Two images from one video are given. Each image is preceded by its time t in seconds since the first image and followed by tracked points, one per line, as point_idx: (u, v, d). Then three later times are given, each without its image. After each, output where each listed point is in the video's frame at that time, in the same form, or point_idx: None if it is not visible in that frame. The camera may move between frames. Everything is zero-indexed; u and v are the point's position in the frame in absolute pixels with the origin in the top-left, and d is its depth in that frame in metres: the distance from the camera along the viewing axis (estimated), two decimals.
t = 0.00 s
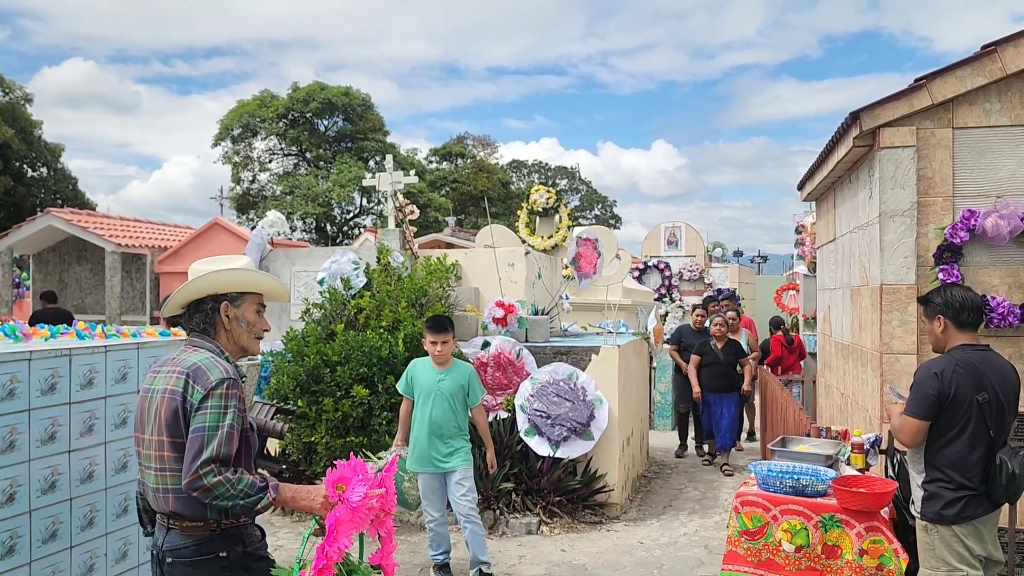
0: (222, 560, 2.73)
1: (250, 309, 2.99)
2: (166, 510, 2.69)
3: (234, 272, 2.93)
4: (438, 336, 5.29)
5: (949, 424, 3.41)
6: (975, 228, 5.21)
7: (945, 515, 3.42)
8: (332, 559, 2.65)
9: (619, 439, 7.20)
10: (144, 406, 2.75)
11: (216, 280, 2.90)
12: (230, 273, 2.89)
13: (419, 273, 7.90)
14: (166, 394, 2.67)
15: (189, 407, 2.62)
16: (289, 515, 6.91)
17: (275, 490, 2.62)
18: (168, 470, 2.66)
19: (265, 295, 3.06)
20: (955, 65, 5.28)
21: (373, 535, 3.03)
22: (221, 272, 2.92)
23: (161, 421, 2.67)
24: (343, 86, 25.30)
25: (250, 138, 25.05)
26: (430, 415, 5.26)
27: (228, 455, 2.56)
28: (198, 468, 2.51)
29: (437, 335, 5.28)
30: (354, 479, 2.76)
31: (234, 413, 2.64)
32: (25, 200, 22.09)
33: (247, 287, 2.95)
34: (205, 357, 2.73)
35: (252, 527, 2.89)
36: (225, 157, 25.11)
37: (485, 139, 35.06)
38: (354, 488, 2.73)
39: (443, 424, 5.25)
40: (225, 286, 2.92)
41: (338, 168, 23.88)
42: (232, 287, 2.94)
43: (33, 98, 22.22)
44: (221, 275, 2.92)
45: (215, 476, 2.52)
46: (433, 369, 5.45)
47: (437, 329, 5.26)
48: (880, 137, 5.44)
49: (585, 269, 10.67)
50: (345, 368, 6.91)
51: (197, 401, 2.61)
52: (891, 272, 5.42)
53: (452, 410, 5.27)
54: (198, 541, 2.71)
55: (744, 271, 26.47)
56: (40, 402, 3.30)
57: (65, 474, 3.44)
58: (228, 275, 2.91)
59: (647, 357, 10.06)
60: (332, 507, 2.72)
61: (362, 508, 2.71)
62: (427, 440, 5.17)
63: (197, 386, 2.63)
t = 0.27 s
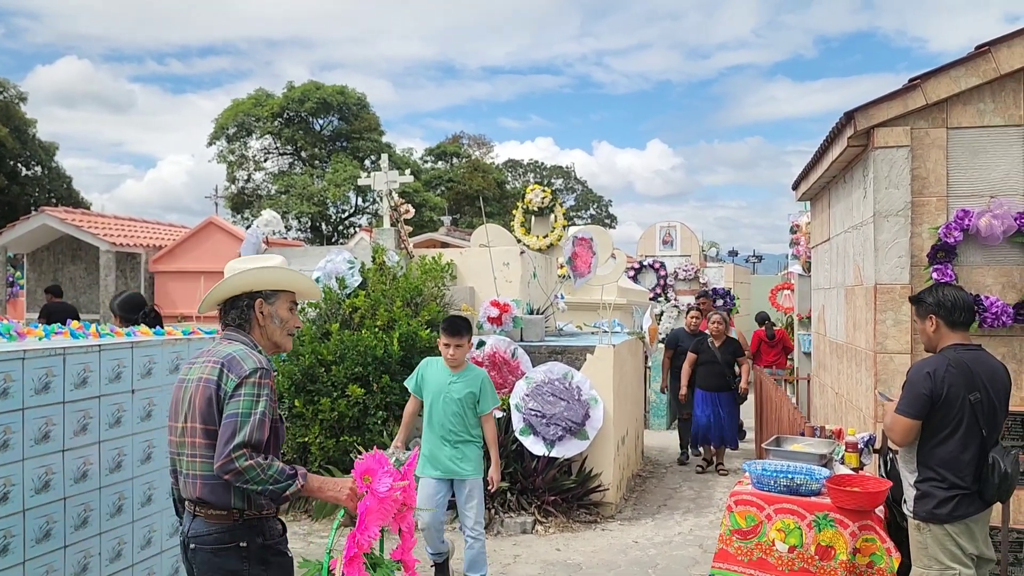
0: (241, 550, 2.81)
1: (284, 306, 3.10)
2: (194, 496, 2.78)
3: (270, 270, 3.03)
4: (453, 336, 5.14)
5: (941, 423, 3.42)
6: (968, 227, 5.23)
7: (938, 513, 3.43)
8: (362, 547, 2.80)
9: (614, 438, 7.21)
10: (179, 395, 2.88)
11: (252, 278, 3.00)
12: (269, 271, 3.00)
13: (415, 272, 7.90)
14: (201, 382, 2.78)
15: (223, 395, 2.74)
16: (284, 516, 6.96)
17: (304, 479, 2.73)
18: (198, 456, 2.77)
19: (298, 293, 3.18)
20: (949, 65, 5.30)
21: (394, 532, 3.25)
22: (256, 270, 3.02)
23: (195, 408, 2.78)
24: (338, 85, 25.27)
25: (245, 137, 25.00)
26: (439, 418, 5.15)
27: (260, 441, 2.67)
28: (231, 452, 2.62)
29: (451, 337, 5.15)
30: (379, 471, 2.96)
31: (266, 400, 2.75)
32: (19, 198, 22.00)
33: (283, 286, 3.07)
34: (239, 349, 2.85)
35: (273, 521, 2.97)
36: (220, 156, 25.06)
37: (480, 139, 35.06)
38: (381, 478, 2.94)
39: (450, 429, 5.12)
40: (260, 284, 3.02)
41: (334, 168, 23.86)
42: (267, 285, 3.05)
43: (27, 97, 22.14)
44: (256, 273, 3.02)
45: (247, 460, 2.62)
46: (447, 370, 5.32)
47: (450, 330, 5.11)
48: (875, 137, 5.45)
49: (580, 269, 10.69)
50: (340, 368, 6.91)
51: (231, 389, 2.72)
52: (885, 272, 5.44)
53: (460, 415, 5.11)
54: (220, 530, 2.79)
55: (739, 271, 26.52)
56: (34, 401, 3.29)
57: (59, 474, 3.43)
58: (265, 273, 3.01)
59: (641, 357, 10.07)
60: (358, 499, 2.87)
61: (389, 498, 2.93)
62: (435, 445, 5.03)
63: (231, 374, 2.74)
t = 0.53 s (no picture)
0: (268, 542, 2.92)
1: (305, 307, 3.16)
2: (225, 489, 2.91)
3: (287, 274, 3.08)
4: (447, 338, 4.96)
5: (936, 422, 3.43)
6: (964, 226, 5.24)
7: (932, 511, 3.44)
8: (368, 526, 2.77)
9: (611, 437, 7.21)
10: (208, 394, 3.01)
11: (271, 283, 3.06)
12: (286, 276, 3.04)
13: (412, 271, 7.90)
14: (223, 379, 2.89)
15: (242, 390, 2.83)
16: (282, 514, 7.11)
17: (316, 466, 2.78)
18: (224, 450, 2.88)
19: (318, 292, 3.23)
20: (945, 64, 5.31)
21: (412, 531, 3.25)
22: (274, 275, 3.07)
23: (219, 404, 2.89)
24: (336, 83, 25.24)
25: (242, 135, 24.96)
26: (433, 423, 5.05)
27: (274, 431, 2.74)
28: (245, 441, 2.70)
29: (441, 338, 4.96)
30: (394, 459, 2.99)
31: (281, 393, 2.83)
32: (15, 196, 21.94)
33: (302, 287, 3.12)
34: (259, 346, 2.95)
35: (302, 514, 3.06)
36: (217, 154, 25.02)
37: (478, 137, 35.04)
38: (394, 465, 2.96)
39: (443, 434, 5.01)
40: (280, 288, 3.08)
41: (331, 166, 23.83)
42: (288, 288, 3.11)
43: (24, 94, 22.09)
44: (274, 277, 3.07)
45: (260, 449, 2.69)
46: (442, 374, 5.20)
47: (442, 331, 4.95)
48: (871, 136, 5.46)
49: (577, 267, 10.69)
50: (337, 366, 6.90)
51: (248, 383, 2.81)
52: (882, 270, 5.44)
53: (450, 420, 5.00)
54: (248, 523, 2.91)
55: (736, 269, 26.53)
56: (30, 399, 3.29)
57: (55, 472, 3.43)
58: (282, 278, 3.06)
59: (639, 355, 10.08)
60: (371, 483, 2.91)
61: (401, 485, 2.91)
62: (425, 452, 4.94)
63: (248, 369, 2.84)
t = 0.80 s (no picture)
0: (289, 529, 3.05)
1: (334, 304, 3.26)
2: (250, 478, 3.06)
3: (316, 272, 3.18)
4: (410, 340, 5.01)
5: (935, 420, 3.43)
6: (964, 225, 5.24)
7: (931, 510, 3.44)
8: (384, 511, 2.75)
9: (610, 435, 7.22)
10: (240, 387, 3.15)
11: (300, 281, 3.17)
12: (315, 273, 3.15)
13: (412, 269, 7.90)
14: (252, 371, 3.03)
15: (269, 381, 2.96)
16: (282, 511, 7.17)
17: (337, 451, 2.82)
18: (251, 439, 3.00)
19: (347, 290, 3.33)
20: (945, 62, 5.31)
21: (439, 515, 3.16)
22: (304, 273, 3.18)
23: (248, 395, 3.03)
24: (336, 82, 25.22)
25: (242, 133, 24.94)
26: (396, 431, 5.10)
27: (296, 418, 2.85)
28: (269, 428, 2.80)
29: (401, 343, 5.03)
30: (412, 444, 2.94)
31: (305, 384, 2.94)
32: (15, 194, 21.93)
33: (330, 285, 3.22)
34: (286, 340, 3.09)
35: (324, 502, 3.17)
36: (217, 152, 25.00)
37: (478, 135, 35.02)
38: (412, 450, 2.91)
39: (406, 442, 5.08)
40: (310, 286, 3.19)
41: (331, 164, 23.81)
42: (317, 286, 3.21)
43: (23, 93, 22.08)
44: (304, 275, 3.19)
45: (282, 435, 2.79)
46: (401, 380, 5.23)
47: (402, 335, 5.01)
48: (871, 134, 5.45)
49: (577, 266, 10.70)
50: (337, 365, 6.90)
51: (274, 374, 2.94)
52: (882, 269, 5.44)
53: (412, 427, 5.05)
54: (270, 510, 3.05)
55: (736, 268, 26.52)
56: (30, 397, 3.29)
57: (55, 470, 3.43)
58: (312, 275, 3.17)
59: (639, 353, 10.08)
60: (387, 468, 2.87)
61: (418, 470, 2.88)
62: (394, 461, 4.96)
63: (275, 361, 2.97)
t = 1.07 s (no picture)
0: (319, 531, 2.98)
1: (373, 307, 3.26)
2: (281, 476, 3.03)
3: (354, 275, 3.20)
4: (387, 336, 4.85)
5: (939, 420, 3.42)
6: (967, 224, 5.23)
7: (935, 510, 3.44)
8: (414, 517, 2.72)
9: (613, 435, 7.22)
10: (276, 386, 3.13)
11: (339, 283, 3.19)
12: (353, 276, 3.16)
13: (414, 268, 7.91)
14: (288, 371, 3.01)
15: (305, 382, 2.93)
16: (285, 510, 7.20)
17: (371, 452, 2.81)
18: (284, 439, 2.98)
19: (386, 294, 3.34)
20: (948, 61, 5.30)
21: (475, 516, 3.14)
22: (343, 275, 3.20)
23: (283, 395, 3.01)
24: (338, 82, 25.23)
25: (244, 133, 24.96)
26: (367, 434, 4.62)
27: (331, 421, 2.81)
28: (304, 430, 2.78)
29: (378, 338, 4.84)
30: (446, 448, 2.89)
31: (341, 387, 2.90)
32: (17, 194, 21.95)
33: (368, 287, 3.21)
34: (324, 342, 3.05)
35: (355, 504, 3.10)
36: (220, 152, 25.03)
37: (480, 135, 35.02)
38: (445, 455, 2.86)
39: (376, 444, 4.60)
40: (350, 288, 3.20)
41: (333, 164, 23.82)
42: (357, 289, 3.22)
43: (26, 93, 22.10)
44: (345, 278, 3.20)
45: (317, 437, 2.77)
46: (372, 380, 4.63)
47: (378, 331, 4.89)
48: (873, 133, 5.44)
49: (579, 265, 10.70)
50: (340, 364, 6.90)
51: (311, 375, 2.91)
52: (884, 268, 5.43)
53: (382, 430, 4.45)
54: (302, 510, 2.99)
55: (738, 267, 26.50)
56: (32, 397, 3.29)
57: (57, 469, 3.43)
58: (350, 277, 3.18)
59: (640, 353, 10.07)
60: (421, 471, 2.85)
61: (452, 475, 2.82)
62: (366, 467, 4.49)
63: (312, 363, 2.94)
